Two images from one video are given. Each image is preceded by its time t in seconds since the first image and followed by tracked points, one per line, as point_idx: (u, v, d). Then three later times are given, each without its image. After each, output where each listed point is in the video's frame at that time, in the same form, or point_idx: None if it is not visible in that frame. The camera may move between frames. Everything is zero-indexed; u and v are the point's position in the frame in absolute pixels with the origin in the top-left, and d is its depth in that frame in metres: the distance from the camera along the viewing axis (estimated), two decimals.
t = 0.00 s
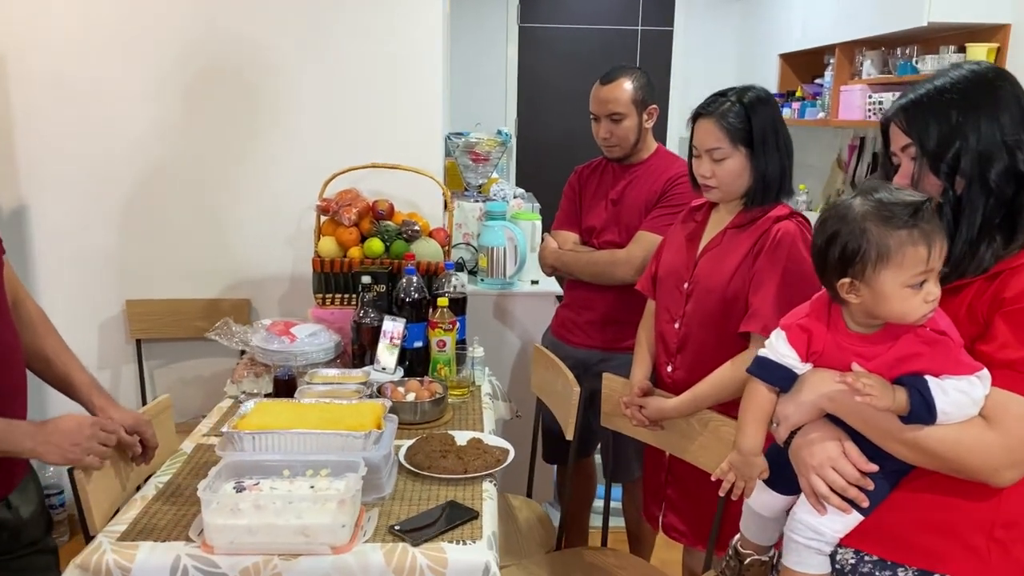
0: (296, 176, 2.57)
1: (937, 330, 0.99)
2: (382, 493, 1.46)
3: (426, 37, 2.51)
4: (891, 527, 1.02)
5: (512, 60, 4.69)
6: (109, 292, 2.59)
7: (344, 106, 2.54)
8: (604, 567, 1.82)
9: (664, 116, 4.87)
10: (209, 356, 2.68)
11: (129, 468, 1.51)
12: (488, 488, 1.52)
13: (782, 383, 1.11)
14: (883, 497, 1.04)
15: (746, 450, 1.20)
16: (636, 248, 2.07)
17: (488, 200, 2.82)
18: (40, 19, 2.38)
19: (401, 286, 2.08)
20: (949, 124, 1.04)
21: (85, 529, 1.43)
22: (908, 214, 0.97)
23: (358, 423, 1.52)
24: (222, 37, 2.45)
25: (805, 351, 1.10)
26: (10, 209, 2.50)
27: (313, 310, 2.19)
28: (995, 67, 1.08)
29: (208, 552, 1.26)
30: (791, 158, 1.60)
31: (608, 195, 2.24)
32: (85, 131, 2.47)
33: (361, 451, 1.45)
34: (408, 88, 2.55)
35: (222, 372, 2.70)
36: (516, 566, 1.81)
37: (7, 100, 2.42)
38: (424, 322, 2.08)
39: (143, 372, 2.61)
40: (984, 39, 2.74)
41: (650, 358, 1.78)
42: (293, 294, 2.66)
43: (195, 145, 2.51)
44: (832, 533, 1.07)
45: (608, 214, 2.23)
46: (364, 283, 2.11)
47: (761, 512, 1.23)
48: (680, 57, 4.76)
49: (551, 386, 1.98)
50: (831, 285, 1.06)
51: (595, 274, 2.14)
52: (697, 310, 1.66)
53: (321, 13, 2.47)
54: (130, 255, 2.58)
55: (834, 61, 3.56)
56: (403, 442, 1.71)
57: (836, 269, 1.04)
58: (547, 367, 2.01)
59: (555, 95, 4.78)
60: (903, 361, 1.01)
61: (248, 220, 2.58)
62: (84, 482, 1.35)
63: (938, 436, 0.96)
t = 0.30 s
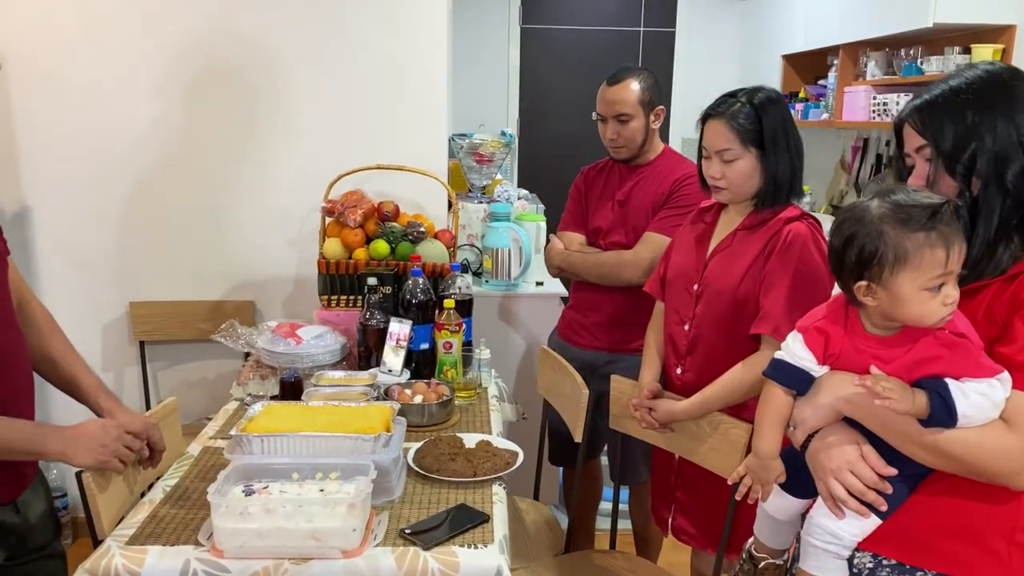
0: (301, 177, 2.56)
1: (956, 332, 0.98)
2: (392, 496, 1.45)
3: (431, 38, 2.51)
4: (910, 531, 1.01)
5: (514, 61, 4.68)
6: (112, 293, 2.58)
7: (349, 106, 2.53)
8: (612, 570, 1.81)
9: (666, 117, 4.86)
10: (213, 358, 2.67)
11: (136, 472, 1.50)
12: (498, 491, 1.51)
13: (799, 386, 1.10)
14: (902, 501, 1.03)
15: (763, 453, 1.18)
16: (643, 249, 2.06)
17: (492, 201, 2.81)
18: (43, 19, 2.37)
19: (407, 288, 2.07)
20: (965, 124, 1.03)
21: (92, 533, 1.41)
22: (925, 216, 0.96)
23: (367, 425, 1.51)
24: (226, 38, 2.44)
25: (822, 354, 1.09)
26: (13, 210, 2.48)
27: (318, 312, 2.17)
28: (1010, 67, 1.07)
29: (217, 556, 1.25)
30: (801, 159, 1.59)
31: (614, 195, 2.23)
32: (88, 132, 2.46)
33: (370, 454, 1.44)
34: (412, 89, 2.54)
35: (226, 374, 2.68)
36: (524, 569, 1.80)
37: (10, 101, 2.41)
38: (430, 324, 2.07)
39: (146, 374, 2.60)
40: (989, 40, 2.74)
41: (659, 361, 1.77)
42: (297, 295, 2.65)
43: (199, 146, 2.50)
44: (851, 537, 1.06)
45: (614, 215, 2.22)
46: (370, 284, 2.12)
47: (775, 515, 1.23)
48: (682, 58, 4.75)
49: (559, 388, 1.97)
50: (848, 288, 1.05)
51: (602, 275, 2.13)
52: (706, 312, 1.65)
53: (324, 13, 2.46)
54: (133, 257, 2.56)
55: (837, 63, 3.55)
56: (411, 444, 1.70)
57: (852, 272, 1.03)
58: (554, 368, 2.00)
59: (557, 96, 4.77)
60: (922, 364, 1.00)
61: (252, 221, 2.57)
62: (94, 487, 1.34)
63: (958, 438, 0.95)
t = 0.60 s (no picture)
0: (310, 182, 2.58)
1: (958, 338, 0.99)
2: (400, 499, 1.47)
3: (439, 44, 2.53)
4: (912, 534, 1.02)
5: (521, 65, 4.70)
6: (123, 297, 2.61)
7: (357, 112, 2.56)
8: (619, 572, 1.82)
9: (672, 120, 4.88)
10: (224, 361, 2.69)
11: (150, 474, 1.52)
12: (505, 494, 1.53)
13: (803, 391, 1.12)
14: (905, 505, 1.04)
15: (768, 457, 1.20)
16: (649, 253, 2.08)
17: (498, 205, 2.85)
18: (56, 27, 2.40)
19: (414, 292, 2.09)
20: (967, 132, 1.04)
21: (106, 534, 1.44)
22: (927, 224, 0.97)
23: (376, 429, 1.53)
24: (236, 44, 2.47)
25: (825, 359, 1.11)
26: (25, 215, 2.51)
27: (327, 316, 2.18)
28: (1012, 74, 1.09)
29: (228, 557, 1.27)
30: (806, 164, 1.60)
31: (620, 200, 2.25)
32: (99, 137, 2.49)
33: (379, 457, 1.46)
34: (420, 95, 2.56)
35: (236, 377, 2.71)
36: (531, 571, 1.82)
37: (23, 108, 2.44)
38: (437, 327, 2.09)
39: (157, 378, 2.63)
40: (995, 44, 2.75)
41: (665, 365, 1.79)
42: (306, 299, 2.67)
43: (209, 151, 2.53)
44: (854, 540, 1.07)
45: (620, 219, 2.23)
46: (378, 289, 2.11)
47: (779, 518, 1.25)
48: (688, 62, 4.76)
49: (565, 392, 1.98)
50: (851, 294, 1.06)
51: (609, 279, 2.14)
52: (712, 316, 1.66)
53: (332, 19, 2.48)
54: (144, 261, 2.59)
55: (844, 67, 3.56)
56: (419, 447, 1.72)
57: (855, 279, 1.04)
58: (561, 372, 2.01)
59: (563, 99, 4.79)
60: (925, 370, 1.01)
61: (262, 225, 2.59)
62: (108, 489, 1.35)
63: (959, 442, 0.96)
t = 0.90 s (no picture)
0: (324, 184, 2.61)
1: (962, 345, 0.99)
2: (408, 499, 1.49)
3: (451, 47, 2.55)
4: (915, 538, 1.02)
5: (535, 66, 4.71)
6: (139, 298, 2.64)
7: (370, 115, 2.58)
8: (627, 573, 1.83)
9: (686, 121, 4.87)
10: (238, 360, 2.72)
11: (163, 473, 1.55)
12: (513, 495, 1.54)
13: (806, 396, 1.12)
14: (908, 509, 1.04)
15: (771, 460, 1.20)
16: (659, 256, 2.08)
17: (510, 208, 2.88)
18: (75, 32, 2.44)
19: (425, 294, 2.10)
20: (974, 136, 1.04)
21: (120, 532, 1.46)
22: (932, 232, 0.97)
23: (384, 429, 1.54)
24: (251, 48, 2.50)
25: (829, 364, 1.11)
26: (44, 217, 2.55)
27: (339, 317, 2.20)
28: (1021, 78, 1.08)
29: (239, 556, 1.29)
30: (816, 167, 1.60)
31: (631, 202, 2.25)
32: (117, 140, 2.52)
33: (388, 457, 1.48)
34: (432, 97, 2.58)
35: (250, 377, 2.74)
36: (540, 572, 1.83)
37: (43, 111, 2.48)
38: (447, 329, 2.10)
39: (172, 377, 2.66)
40: (1010, 45, 2.73)
41: (673, 367, 1.79)
42: (319, 301, 2.69)
43: (224, 154, 2.56)
44: (857, 544, 1.07)
45: (631, 222, 2.24)
46: (389, 291, 2.12)
47: (784, 521, 1.25)
48: (702, 62, 4.75)
49: (574, 393, 1.99)
50: (855, 300, 1.06)
51: (619, 282, 2.15)
52: (720, 320, 1.66)
53: (345, 22, 2.50)
54: (159, 262, 2.62)
55: (858, 68, 3.54)
56: (428, 448, 1.73)
57: (859, 285, 1.04)
58: (570, 374, 2.02)
59: (577, 100, 4.79)
60: (928, 376, 1.01)
61: (276, 227, 2.62)
62: (122, 487, 1.38)
63: (962, 448, 0.96)
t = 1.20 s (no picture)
0: (340, 186, 2.62)
1: (970, 354, 0.98)
2: (416, 502, 1.49)
3: (467, 49, 2.55)
4: (923, 549, 1.01)
5: (554, 67, 4.71)
6: (159, 298, 2.68)
7: (386, 117, 2.59)
8: None
9: (706, 121, 4.83)
10: (255, 360, 2.75)
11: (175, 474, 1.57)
12: (521, 499, 1.54)
13: (812, 403, 1.11)
14: (916, 519, 1.03)
15: (776, 470, 1.20)
16: (672, 259, 2.07)
17: (526, 209, 2.87)
18: (96, 36, 2.47)
19: (438, 295, 2.11)
20: (986, 141, 1.02)
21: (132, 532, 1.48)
22: (939, 241, 0.96)
23: (393, 432, 1.55)
24: (268, 50, 2.52)
25: (835, 371, 1.10)
26: (66, 218, 2.59)
27: (353, 319, 2.21)
28: None
29: (246, 557, 1.30)
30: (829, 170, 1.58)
31: (645, 205, 2.24)
32: (137, 142, 2.56)
33: (396, 460, 1.48)
34: (448, 99, 2.59)
35: (267, 377, 2.76)
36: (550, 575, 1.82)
37: (65, 114, 2.52)
38: (460, 331, 2.11)
39: (190, 377, 2.69)
40: None
41: (685, 372, 1.78)
42: (335, 301, 2.71)
43: (241, 156, 2.58)
44: (863, 554, 1.05)
45: (645, 224, 2.23)
46: (403, 292, 2.13)
47: (792, 529, 1.23)
48: (723, 62, 4.72)
49: (586, 397, 1.98)
50: (860, 308, 1.05)
51: (633, 285, 2.14)
52: (731, 324, 1.65)
53: (361, 24, 2.52)
54: (178, 263, 2.66)
55: (881, 67, 3.50)
56: (438, 450, 1.73)
57: (864, 293, 1.03)
58: (582, 377, 2.01)
59: (596, 101, 4.77)
60: (936, 386, 1.00)
61: (293, 229, 2.64)
62: (133, 487, 1.39)
63: (970, 459, 0.94)
